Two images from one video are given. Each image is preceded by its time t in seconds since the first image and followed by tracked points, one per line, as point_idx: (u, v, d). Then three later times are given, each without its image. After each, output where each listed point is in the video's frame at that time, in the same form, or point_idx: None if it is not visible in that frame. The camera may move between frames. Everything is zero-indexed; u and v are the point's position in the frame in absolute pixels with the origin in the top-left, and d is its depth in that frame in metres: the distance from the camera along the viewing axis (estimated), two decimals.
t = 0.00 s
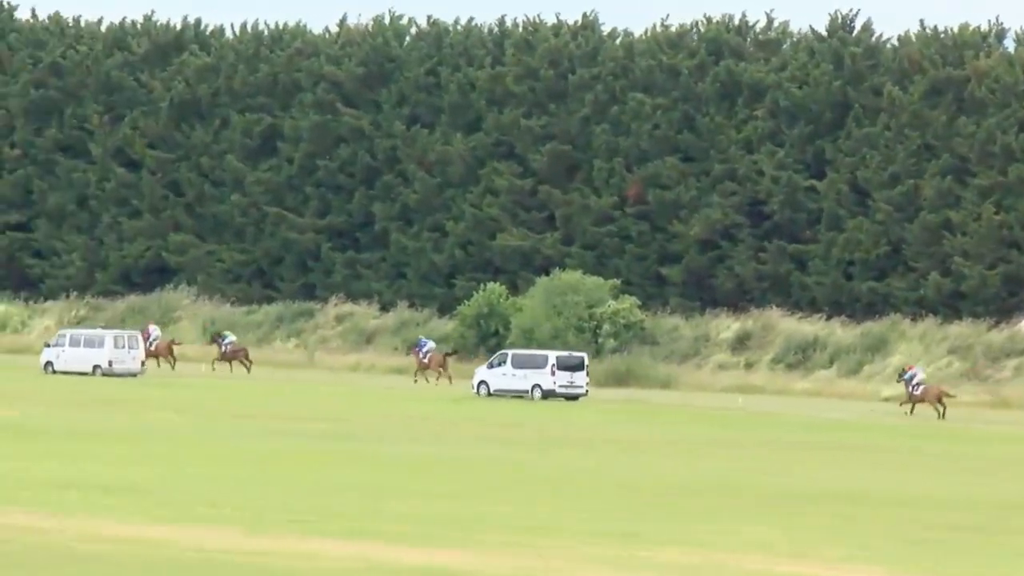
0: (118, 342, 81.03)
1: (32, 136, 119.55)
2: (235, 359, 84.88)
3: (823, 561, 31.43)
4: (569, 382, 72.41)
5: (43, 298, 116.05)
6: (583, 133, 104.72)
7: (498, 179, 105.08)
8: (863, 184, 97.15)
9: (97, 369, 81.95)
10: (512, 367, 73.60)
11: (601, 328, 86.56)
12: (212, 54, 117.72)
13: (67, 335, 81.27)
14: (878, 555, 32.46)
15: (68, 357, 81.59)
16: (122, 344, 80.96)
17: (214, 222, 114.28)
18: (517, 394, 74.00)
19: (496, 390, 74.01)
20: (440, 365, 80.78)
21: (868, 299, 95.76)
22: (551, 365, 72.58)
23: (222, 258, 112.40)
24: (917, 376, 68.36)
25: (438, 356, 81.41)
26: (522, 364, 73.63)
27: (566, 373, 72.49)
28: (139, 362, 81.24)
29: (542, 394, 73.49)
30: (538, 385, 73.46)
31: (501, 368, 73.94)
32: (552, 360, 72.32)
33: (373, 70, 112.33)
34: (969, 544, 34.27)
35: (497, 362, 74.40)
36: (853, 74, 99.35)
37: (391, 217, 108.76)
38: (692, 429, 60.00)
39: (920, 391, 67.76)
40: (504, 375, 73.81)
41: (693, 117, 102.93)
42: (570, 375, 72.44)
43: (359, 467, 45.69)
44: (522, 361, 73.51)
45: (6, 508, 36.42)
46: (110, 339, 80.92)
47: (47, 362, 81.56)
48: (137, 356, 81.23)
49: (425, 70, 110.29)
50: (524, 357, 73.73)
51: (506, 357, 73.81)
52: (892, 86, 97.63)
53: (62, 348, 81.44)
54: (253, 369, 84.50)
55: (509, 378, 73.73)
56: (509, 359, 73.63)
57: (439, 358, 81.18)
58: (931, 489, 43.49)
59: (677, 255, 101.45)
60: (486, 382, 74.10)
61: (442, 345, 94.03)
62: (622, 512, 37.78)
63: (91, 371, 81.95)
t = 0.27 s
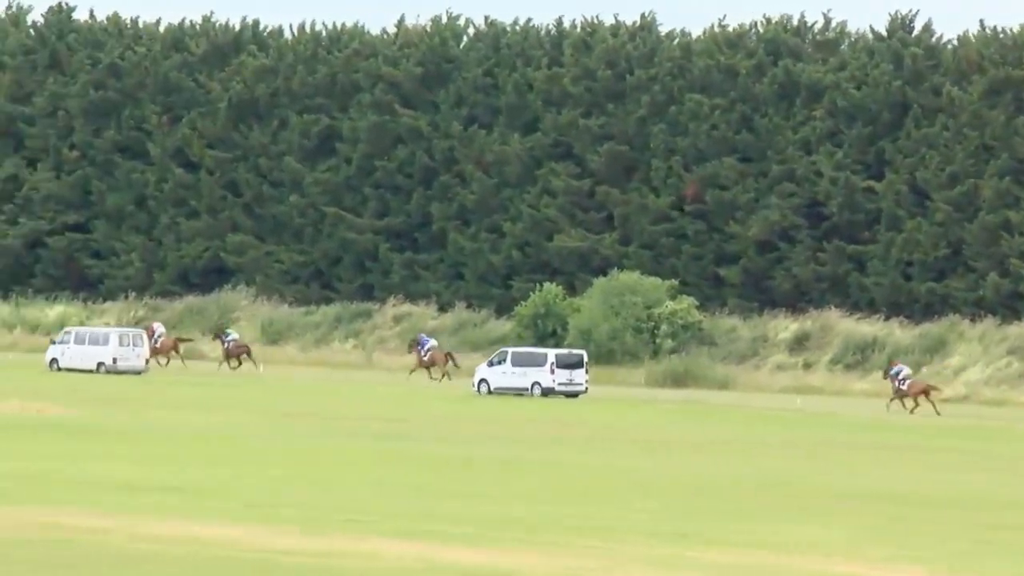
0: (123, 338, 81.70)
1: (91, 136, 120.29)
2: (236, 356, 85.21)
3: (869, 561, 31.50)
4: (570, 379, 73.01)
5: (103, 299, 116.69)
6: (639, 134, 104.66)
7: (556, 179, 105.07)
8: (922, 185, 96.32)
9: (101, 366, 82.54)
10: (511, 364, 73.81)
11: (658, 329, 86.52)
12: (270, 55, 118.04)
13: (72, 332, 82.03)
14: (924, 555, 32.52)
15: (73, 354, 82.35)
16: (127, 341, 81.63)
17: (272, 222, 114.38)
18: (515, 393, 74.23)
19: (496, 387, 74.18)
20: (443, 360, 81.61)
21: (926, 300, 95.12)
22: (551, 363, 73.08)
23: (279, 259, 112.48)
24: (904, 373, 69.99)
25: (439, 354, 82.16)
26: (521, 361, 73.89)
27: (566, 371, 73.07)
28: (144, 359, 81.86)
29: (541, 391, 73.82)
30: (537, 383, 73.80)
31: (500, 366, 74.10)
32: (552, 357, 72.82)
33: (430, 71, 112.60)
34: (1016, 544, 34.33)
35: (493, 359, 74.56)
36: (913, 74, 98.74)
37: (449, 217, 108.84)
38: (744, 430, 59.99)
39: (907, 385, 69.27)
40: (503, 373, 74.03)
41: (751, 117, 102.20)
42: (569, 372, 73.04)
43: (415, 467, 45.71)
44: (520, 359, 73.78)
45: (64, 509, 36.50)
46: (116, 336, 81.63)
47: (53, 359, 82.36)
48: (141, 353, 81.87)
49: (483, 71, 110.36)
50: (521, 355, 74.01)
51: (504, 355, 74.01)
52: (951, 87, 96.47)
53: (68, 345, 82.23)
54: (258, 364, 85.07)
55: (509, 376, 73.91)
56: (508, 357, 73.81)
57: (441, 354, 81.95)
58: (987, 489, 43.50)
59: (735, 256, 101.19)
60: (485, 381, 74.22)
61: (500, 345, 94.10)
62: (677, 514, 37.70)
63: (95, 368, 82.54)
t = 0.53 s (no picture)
0: (124, 337, 82.62)
1: (137, 138, 120.60)
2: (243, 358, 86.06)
3: (900, 561, 31.57)
4: (567, 377, 73.33)
5: (147, 299, 117.65)
6: (682, 135, 104.53)
7: (600, 181, 105.15)
8: (966, 187, 95.74)
9: (106, 366, 83.55)
10: (509, 363, 74.09)
11: (703, 330, 86.20)
12: (314, 56, 118.37)
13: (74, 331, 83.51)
14: (957, 554, 32.57)
15: (76, 353, 83.73)
16: (127, 340, 82.51)
17: (316, 224, 114.43)
18: (515, 392, 74.45)
19: (496, 387, 74.51)
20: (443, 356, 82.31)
21: (971, 301, 94.50)
22: (549, 360, 73.27)
23: (324, 260, 112.70)
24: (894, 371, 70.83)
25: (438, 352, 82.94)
26: (519, 361, 74.13)
27: (564, 369, 73.41)
28: (144, 358, 82.48)
29: (540, 390, 73.96)
30: (536, 382, 73.94)
31: (499, 365, 74.42)
32: (550, 354, 73.10)
33: (474, 72, 112.76)
34: None
35: (494, 360, 74.88)
36: (959, 74, 98.43)
37: (493, 218, 108.90)
38: (783, 430, 59.99)
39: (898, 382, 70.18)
40: (503, 373, 74.33)
41: (795, 118, 101.85)
42: (568, 370, 73.41)
43: (455, 467, 45.74)
44: (518, 358, 74.06)
45: (108, 509, 36.59)
46: (116, 334, 82.70)
47: (56, 357, 83.89)
48: (143, 352, 82.51)
49: (527, 72, 110.47)
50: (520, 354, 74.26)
51: (502, 354, 74.25)
52: (997, 88, 96.14)
53: (70, 344, 83.69)
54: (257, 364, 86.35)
55: (508, 375, 74.18)
56: (506, 356, 74.08)
57: (441, 352, 82.62)
58: None
59: (779, 256, 100.94)
60: (486, 380, 74.60)
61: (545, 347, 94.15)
62: (715, 514, 37.72)
63: (101, 368, 83.57)
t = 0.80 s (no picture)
0: (126, 336, 84.41)
1: (183, 138, 120.95)
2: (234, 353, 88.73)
3: (930, 561, 31.69)
4: (563, 377, 73.55)
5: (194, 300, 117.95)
6: (727, 136, 104.35)
7: (644, 183, 104.87)
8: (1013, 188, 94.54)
9: (103, 364, 85.13)
10: (505, 362, 74.42)
11: (748, 331, 85.91)
12: (359, 57, 118.59)
13: (75, 331, 84.63)
14: (986, 554, 32.64)
15: (75, 353, 84.93)
16: (128, 339, 84.43)
17: (361, 224, 114.49)
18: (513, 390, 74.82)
19: (494, 385, 74.90)
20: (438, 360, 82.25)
21: (1017, 303, 93.46)
22: (545, 360, 73.48)
23: (370, 260, 112.82)
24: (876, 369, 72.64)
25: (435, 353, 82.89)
26: (515, 359, 74.46)
27: (561, 368, 73.56)
28: (145, 357, 84.43)
29: (536, 389, 74.21)
30: (533, 380, 74.20)
31: (495, 363, 74.76)
32: (546, 355, 73.34)
33: (520, 73, 112.71)
34: None
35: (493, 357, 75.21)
36: (1005, 74, 97.27)
37: (538, 219, 108.95)
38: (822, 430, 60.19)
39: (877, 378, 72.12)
40: (500, 372, 74.66)
41: (841, 119, 101.54)
42: (565, 370, 73.55)
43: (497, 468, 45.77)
44: (514, 357, 74.37)
45: (147, 509, 36.73)
46: (119, 333, 84.39)
47: (56, 357, 84.85)
48: (143, 352, 84.48)
49: (572, 72, 110.49)
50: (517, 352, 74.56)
51: (499, 353, 74.58)
52: None
53: (71, 344, 84.81)
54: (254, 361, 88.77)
55: (504, 374, 74.52)
56: (503, 355, 74.42)
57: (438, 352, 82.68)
58: None
59: (825, 256, 100.72)
60: (482, 379, 75.05)
61: (592, 349, 94.16)
62: (751, 514, 37.73)
63: (98, 366, 85.13)
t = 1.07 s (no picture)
0: (134, 334, 85.78)
1: (246, 140, 121.23)
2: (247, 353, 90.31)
3: (985, 561, 31.82)
4: (570, 374, 75.84)
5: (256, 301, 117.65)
6: (789, 137, 104.18)
7: (706, 184, 104.65)
8: None
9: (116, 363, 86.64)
10: (512, 360, 76.67)
11: (809, 333, 85.47)
12: (421, 59, 118.70)
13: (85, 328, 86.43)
14: None
15: (85, 350, 86.71)
16: (137, 337, 85.75)
17: (423, 225, 115.03)
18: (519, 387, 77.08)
19: (500, 382, 77.16)
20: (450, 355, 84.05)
21: None
22: (552, 358, 75.85)
23: (432, 261, 113.19)
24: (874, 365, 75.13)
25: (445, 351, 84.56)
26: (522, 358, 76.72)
27: (567, 366, 75.86)
28: (153, 356, 85.55)
29: (543, 386, 76.52)
30: (540, 378, 76.48)
31: (502, 361, 76.99)
32: (551, 353, 75.73)
33: (582, 74, 112.59)
34: None
35: (500, 355, 77.53)
36: None
37: (601, 220, 109.02)
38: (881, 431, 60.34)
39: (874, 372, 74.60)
40: (506, 369, 76.89)
41: (903, 120, 101.14)
42: (570, 367, 75.92)
43: (556, 470, 45.84)
44: (522, 355, 76.59)
45: (210, 509, 36.97)
46: (127, 331, 85.79)
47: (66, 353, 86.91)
48: (152, 350, 85.64)
49: (635, 72, 110.46)
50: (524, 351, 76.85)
51: (506, 352, 76.89)
52: None
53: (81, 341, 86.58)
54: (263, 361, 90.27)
55: (510, 372, 76.79)
56: (510, 354, 76.62)
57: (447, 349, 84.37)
58: None
59: (887, 256, 100.47)
60: (490, 376, 77.29)
61: (654, 350, 94.23)
62: (810, 515, 37.80)
63: (111, 364, 86.64)
